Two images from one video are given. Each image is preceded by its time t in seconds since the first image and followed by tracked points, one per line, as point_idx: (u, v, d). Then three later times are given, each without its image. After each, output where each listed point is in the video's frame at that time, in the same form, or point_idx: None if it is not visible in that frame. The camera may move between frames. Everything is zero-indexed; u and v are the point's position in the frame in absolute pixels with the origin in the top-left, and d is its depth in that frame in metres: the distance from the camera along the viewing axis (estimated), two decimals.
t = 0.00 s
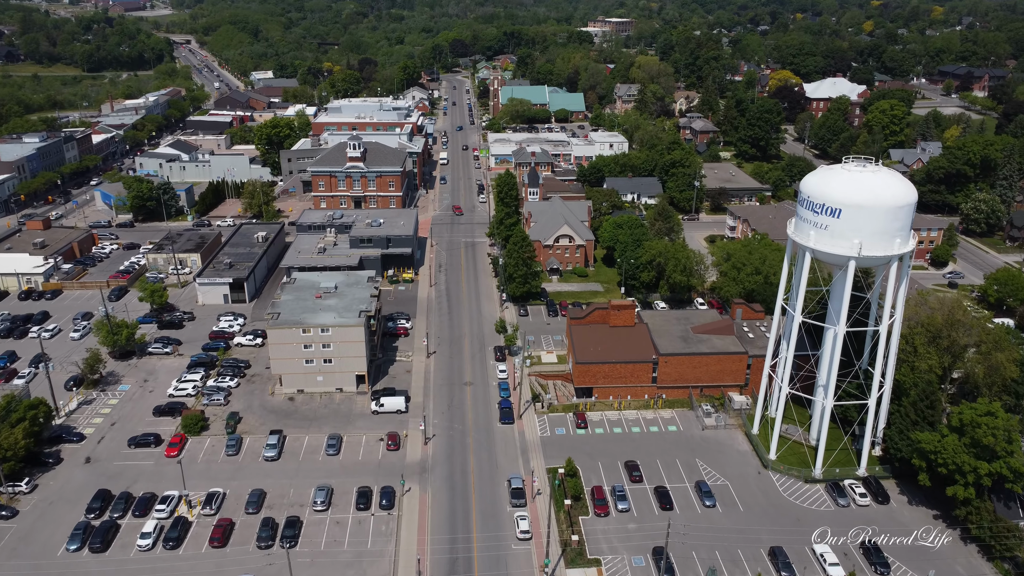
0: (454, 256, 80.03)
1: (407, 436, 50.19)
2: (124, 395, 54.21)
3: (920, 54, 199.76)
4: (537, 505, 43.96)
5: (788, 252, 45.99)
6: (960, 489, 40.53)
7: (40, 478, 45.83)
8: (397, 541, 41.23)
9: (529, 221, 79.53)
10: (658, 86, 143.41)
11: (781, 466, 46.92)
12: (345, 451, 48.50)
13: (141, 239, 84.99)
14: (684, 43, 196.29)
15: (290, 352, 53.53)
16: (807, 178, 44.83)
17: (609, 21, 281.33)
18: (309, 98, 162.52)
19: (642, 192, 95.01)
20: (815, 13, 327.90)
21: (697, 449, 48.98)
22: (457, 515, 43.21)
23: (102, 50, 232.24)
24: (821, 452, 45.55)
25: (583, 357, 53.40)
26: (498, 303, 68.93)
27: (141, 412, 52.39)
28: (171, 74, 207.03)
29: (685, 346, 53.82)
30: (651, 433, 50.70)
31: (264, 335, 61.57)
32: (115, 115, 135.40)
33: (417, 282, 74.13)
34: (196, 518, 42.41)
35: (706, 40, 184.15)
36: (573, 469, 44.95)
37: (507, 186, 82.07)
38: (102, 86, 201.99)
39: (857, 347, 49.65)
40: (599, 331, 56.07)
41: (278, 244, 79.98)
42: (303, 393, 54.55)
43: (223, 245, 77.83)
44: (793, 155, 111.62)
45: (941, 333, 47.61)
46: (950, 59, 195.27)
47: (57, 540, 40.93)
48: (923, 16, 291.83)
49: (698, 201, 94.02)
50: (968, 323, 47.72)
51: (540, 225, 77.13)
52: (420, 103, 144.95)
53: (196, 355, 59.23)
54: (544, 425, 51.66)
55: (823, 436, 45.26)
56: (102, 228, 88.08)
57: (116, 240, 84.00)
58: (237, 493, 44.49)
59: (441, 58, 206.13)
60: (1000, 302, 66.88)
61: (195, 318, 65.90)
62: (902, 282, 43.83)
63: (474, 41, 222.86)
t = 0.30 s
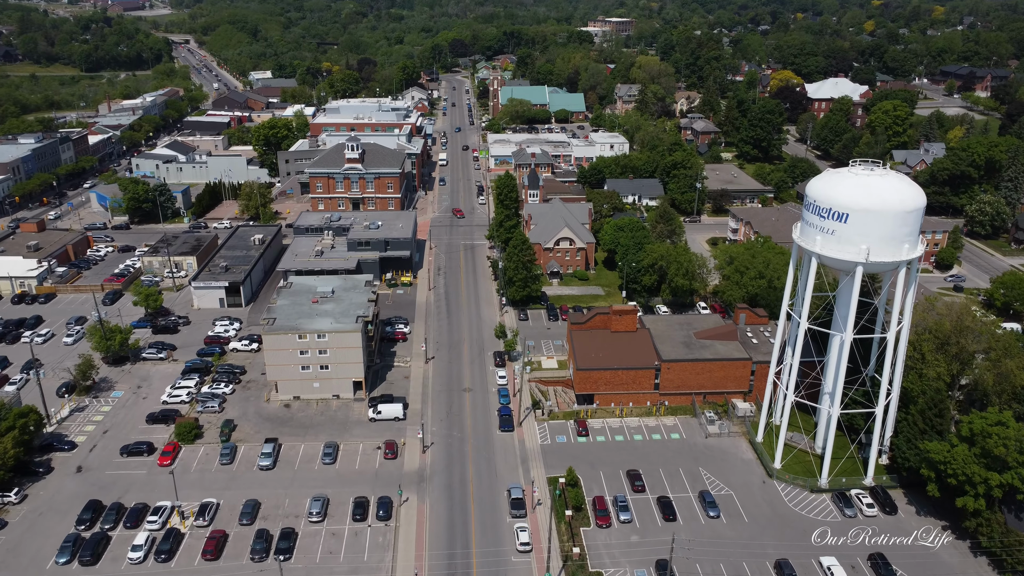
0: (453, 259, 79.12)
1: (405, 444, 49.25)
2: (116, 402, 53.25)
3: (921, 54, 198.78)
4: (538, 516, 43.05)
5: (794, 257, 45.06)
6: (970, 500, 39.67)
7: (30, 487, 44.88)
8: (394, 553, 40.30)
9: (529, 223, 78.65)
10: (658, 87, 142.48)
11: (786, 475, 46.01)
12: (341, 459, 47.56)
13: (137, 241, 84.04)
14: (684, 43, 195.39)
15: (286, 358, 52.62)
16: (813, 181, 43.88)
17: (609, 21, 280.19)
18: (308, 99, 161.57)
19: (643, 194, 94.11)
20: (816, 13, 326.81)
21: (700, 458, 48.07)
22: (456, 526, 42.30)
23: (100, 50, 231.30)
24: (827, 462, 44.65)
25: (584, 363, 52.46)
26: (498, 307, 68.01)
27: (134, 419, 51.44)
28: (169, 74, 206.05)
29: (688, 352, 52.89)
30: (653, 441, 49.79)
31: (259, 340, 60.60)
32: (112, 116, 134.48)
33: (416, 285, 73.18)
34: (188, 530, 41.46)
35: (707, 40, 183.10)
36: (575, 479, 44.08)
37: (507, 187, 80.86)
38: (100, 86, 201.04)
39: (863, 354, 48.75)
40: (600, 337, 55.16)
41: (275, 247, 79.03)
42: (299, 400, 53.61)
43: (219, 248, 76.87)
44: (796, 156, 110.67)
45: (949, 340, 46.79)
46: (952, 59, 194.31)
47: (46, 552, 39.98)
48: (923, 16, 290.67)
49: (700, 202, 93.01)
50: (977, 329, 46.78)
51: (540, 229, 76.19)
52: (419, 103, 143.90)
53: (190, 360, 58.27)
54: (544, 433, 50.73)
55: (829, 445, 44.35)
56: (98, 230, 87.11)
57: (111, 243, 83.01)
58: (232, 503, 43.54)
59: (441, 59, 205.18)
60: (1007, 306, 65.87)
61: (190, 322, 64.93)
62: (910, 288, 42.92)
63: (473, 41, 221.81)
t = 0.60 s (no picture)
0: (452, 262, 78.18)
1: (403, 453, 48.28)
2: (109, 409, 52.32)
3: (923, 55, 197.69)
4: (538, 528, 42.09)
5: (799, 262, 44.11)
6: (980, 512, 38.70)
7: (19, 498, 43.92)
8: (391, 566, 39.37)
9: (529, 226, 77.73)
10: (659, 87, 141.54)
11: (792, 485, 45.02)
12: (338, 469, 46.59)
13: (132, 244, 83.09)
14: (685, 43, 194.37)
15: (281, 365, 51.67)
16: (820, 185, 42.95)
17: (610, 21, 279.05)
18: (306, 99, 160.67)
19: (644, 196, 93.15)
20: (817, 12, 325.67)
21: (704, 467, 47.10)
22: (454, 538, 41.31)
23: (98, 50, 230.34)
24: (833, 471, 43.66)
25: (585, 370, 51.50)
26: (497, 312, 67.04)
27: (127, 427, 50.49)
28: (167, 74, 205.10)
29: (691, 358, 51.92)
30: (656, 450, 48.81)
31: (255, 345, 59.66)
32: (108, 116, 133.48)
33: (415, 289, 72.23)
34: (180, 542, 40.51)
35: (708, 41, 182.16)
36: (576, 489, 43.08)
37: (507, 190, 80.34)
38: (98, 86, 200.12)
39: (870, 361, 47.78)
40: (601, 343, 54.24)
41: (272, 250, 78.09)
42: (295, 407, 52.65)
43: (215, 251, 75.93)
44: (798, 158, 109.76)
45: (959, 347, 45.93)
46: (954, 60, 193.29)
47: (34, 565, 39.01)
48: (925, 15, 289.46)
49: (702, 204, 91.98)
50: (987, 337, 46.14)
51: (540, 232, 75.20)
52: (418, 104, 142.86)
53: (185, 366, 57.31)
54: (544, 441, 49.75)
55: (836, 455, 43.37)
56: (93, 233, 86.16)
57: (106, 246, 82.07)
58: (225, 515, 42.58)
59: (440, 59, 204.24)
60: (1015, 311, 64.81)
61: (185, 327, 63.98)
62: (919, 294, 41.95)
63: (473, 41, 220.74)
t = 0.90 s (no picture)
0: (452, 266, 77.18)
1: (400, 462, 47.29)
2: (101, 417, 51.34)
3: (925, 55, 196.59)
4: (538, 541, 41.12)
5: (805, 268, 43.16)
6: (992, 526, 37.69)
7: (8, 510, 42.94)
8: None
9: (529, 229, 76.70)
10: (660, 88, 140.54)
11: (797, 496, 44.05)
12: (334, 479, 45.59)
13: (127, 247, 82.08)
14: (686, 43, 193.35)
15: (276, 372, 50.66)
16: (826, 190, 42.03)
17: (610, 21, 278.01)
18: (304, 99, 159.68)
19: (646, 198, 92.26)
20: (817, 12, 324.45)
21: (707, 477, 46.12)
22: (453, 551, 40.32)
23: (96, 50, 229.25)
24: (841, 482, 42.65)
25: (586, 378, 50.46)
26: (497, 316, 66.05)
27: (119, 436, 49.50)
28: (165, 75, 204.14)
29: (694, 365, 50.92)
30: (658, 459, 47.83)
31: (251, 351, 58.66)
32: (104, 117, 132.37)
33: (413, 293, 71.24)
34: (172, 556, 39.52)
35: (709, 41, 181.14)
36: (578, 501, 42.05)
37: (506, 193, 79.50)
38: (95, 86, 199.05)
39: (877, 369, 46.84)
40: (603, 349, 53.25)
41: (268, 253, 77.09)
42: (291, 415, 51.66)
43: (211, 254, 74.95)
44: (800, 159, 108.79)
45: (968, 356, 45.04)
46: (956, 59, 192.26)
47: None
48: (926, 15, 288.32)
49: (704, 207, 90.98)
50: (996, 344, 45.32)
51: (540, 235, 74.17)
52: (417, 104, 141.87)
53: (179, 373, 56.32)
54: (545, 450, 48.76)
55: (843, 466, 42.37)
56: (88, 236, 85.19)
57: (101, 248, 81.05)
58: (218, 527, 41.59)
59: (440, 58, 203.14)
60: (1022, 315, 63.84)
61: (180, 332, 62.99)
62: (928, 301, 41.00)
63: (473, 41, 219.59)
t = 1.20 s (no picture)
0: (450, 269, 76.18)
1: (398, 473, 46.27)
2: (92, 426, 50.33)
3: (927, 55, 195.57)
4: (538, 555, 40.11)
5: (812, 275, 42.16)
6: (1005, 540, 36.61)
7: None
8: None
9: (529, 232, 75.71)
10: (661, 88, 139.47)
11: (804, 508, 42.99)
12: (329, 491, 44.54)
13: (122, 250, 81.04)
14: (686, 43, 192.39)
15: (271, 381, 49.65)
16: (833, 195, 41.08)
17: (610, 21, 276.96)
18: (303, 100, 158.64)
19: (647, 200, 91.39)
20: (818, 12, 323.32)
21: (712, 488, 45.08)
22: (451, 566, 39.27)
23: (94, 50, 228.25)
24: (848, 494, 41.61)
25: (588, 386, 49.43)
26: (497, 322, 65.05)
27: (110, 445, 48.49)
28: (163, 75, 203.15)
29: (698, 373, 49.88)
30: (661, 469, 46.81)
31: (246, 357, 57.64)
32: (101, 117, 131.31)
33: (411, 297, 70.18)
34: (162, 571, 38.47)
35: (710, 41, 180.08)
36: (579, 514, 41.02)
37: (505, 195, 78.20)
38: (93, 87, 197.96)
39: (885, 377, 45.81)
40: (604, 357, 52.24)
41: (265, 257, 76.10)
42: (286, 424, 50.64)
43: (206, 258, 73.98)
44: (803, 161, 107.80)
45: (978, 364, 44.04)
46: (959, 60, 191.33)
47: None
48: (927, 15, 287.19)
49: (706, 209, 89.83)
50: (1007, 353, 44.34)
51: (540, 239, 73.13)
52: (416, 105, 140.90)
53: (172, 380, 55.30)
54: (545, 460, 47.74)
55: (851, 477, 41.33)
56: (82, 239, 84.17)
57: (95, 252, 80.03)
58: (210, 541, 40.57)
59: (439, 59, 202.07)
60: None
61: (174, 338, 62.00)
62: (938, 309, 39.97)
63: (472, 41, 218.41)
